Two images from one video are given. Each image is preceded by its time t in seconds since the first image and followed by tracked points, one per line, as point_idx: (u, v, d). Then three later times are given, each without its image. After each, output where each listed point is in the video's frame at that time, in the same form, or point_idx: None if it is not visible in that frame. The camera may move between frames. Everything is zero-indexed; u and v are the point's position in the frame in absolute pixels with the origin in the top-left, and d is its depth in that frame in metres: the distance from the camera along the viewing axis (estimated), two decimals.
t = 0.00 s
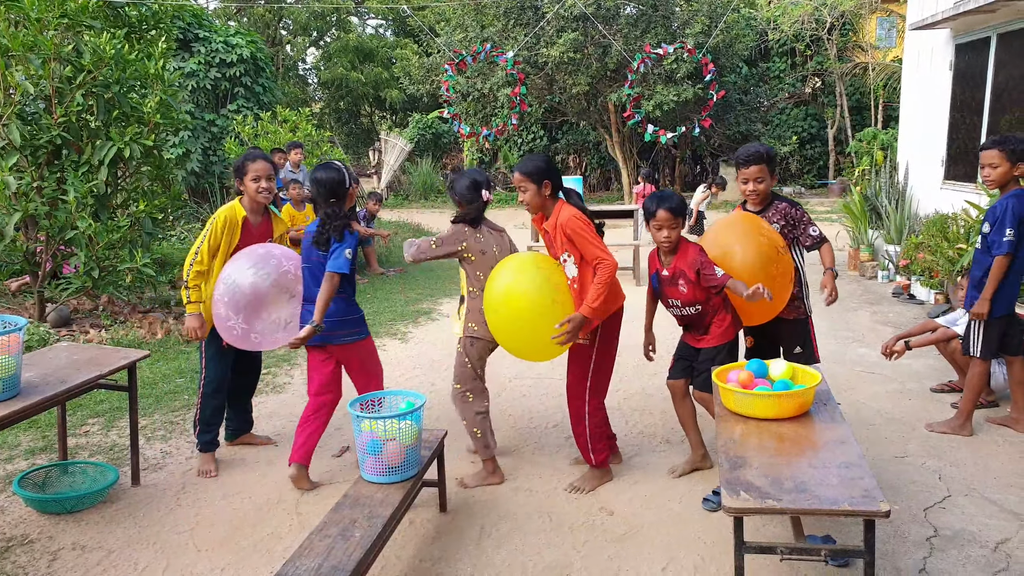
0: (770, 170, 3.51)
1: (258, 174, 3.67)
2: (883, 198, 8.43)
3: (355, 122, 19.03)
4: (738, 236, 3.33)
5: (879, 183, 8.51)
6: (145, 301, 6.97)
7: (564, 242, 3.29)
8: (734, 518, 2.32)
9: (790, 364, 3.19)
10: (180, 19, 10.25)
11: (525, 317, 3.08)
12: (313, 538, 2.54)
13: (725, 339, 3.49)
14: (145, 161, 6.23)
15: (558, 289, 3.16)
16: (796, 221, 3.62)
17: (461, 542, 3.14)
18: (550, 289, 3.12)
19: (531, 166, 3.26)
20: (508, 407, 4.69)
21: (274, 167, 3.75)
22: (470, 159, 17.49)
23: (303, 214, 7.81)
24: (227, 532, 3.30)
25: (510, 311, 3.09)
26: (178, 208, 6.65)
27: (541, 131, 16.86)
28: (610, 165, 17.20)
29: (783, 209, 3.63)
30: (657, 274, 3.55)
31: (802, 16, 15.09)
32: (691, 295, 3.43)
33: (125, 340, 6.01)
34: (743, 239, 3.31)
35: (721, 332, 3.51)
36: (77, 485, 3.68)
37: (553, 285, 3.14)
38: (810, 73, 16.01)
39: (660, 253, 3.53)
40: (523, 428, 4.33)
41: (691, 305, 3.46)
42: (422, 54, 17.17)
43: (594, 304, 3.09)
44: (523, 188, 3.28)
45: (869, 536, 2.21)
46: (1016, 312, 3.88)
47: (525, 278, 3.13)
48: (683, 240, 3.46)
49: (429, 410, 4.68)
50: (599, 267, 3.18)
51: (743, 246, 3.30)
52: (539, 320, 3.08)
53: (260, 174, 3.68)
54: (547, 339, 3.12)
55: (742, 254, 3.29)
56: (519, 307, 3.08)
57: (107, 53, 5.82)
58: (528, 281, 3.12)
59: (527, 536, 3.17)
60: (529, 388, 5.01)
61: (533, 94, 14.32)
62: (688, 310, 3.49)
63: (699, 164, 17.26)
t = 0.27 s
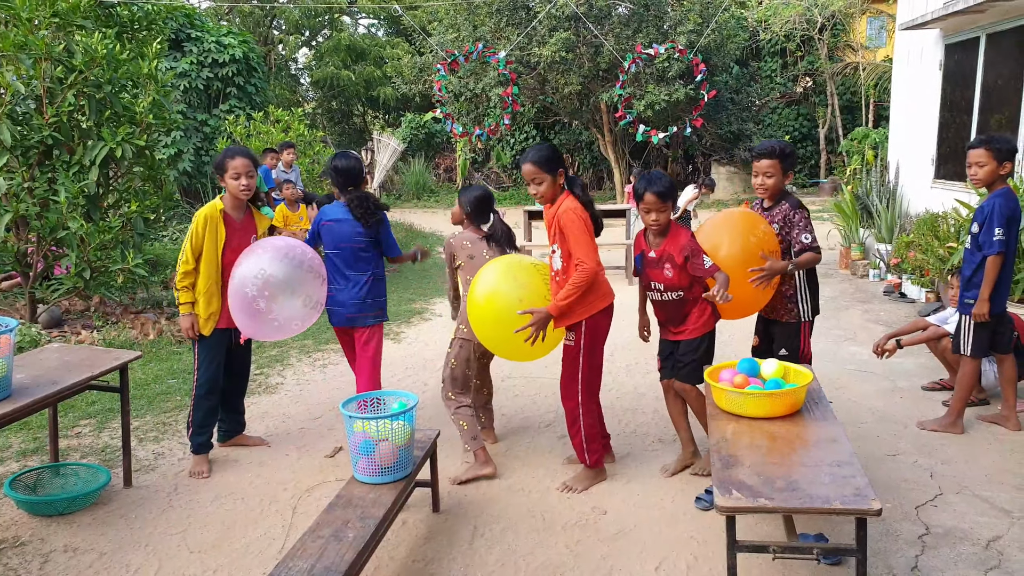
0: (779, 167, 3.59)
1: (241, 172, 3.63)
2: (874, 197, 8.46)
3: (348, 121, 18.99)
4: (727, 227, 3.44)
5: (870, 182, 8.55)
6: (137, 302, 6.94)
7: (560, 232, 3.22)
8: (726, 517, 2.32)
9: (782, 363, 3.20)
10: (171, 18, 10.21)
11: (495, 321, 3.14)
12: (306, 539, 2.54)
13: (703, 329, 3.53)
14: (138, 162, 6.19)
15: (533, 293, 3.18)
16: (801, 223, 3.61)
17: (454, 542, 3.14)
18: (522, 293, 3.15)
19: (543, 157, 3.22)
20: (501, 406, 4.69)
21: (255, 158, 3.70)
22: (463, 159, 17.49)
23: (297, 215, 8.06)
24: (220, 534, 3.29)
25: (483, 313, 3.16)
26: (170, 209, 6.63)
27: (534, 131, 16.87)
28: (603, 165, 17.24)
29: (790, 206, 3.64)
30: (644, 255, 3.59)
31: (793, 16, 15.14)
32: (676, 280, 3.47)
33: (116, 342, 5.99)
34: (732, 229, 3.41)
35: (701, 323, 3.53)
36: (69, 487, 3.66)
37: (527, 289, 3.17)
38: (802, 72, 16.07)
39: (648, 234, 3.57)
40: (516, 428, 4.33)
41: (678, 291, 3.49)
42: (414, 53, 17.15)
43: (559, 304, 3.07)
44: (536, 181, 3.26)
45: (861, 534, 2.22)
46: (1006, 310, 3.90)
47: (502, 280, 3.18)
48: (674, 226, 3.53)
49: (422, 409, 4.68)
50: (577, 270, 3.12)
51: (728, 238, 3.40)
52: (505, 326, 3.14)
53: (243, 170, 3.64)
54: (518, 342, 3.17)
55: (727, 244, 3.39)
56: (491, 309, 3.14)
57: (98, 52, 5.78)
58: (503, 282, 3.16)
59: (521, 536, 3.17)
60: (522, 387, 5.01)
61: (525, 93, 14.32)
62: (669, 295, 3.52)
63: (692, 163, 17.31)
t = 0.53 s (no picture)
0: (814, 169, 3.55)
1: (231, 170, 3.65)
2: (869, 195, 8.49)
3: (343, 121, 18.98)
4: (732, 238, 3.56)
5: (866, 181, 8.58)
6: (132, 303, 6.93)
7: (583, 233, 3.28)
8: (722, 514, 2.33)
9: (777, 360, 3.21)
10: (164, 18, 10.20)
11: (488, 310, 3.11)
12: (302, 537, 2.54)
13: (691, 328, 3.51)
14: (132, 161, 6.19)
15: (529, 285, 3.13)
16: (829, 229, 3.56)
17: (451, 540, 3.15)
18: (519, 285, 3.10)
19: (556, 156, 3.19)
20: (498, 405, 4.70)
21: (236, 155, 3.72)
22: (459, 158, 17.49)
23: (291, 215, 7.78)
24: (217, 533, 3.29)
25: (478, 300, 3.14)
26: (165, 208, 6.62)
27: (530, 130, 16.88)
28: (599, 164, 17.26)
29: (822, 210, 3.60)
30: (643, 246, 3.60)
31: (789, 14, 15.17)
32: (669, 276, 3.48)
33: (112, 342, 5.98)
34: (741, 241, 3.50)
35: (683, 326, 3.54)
36: (65, 487, 3.65)
37: (524, 279, 3.11)
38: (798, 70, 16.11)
39: (647, 227, 3.59)
40: (513, 426, 4.34)
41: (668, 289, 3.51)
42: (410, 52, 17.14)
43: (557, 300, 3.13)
44: (563, 186, 3.27)
45: (856, 530, 2.22)
46: (1000, 307, 3.92)
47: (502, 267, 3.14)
48: (672, 219, 3.51)
49: (418, 408, 4.68)
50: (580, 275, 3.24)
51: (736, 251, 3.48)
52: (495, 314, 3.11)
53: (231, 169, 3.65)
54: (507, 333, 3.14)
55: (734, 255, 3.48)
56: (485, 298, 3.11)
57: (91, 52, 5.77)
58: (502, 270, 3.12)
59: (518, 533, 3.18)
60: (519, 386, 5.01)
61: (521, 92, 14.32)
62: (662, 291, 3.53)
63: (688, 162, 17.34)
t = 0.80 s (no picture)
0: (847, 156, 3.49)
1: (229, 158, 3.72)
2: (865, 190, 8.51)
3: (338, 112, 18.90)
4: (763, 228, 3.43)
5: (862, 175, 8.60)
6: (127, 293, 6.91)
7: (594, 225, 3.37)
8: (716, 504, 2.35)
9: (772, 353, 3.23)
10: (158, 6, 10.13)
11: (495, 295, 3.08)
12: (298, 526, 2.54)
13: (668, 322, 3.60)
14: (125, 151, 6.16)
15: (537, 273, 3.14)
16: (840, 218, 3.46)
17: (446, 530, 3.16)
18: (527, 272, 3.10)
19: (573, 150, 3.21)
20: (493, 396, 4.71)
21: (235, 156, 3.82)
22: (454, 150, 17.46)
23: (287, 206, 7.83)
24: (212, 521, 3.30)
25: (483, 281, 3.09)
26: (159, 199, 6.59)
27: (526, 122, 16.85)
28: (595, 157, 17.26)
29: (844, 196, 3.50)
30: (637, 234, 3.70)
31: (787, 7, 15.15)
32: (654, 266, 3.57)
33: (106, 332, 5.97)
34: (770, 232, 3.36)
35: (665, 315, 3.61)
36: (60, 476, 3.65)
37: (533, 267, 3.13)
38: (795, 64, 16.11)
39: (647, 215, 3.65)
40: (508, 417, 4.35)
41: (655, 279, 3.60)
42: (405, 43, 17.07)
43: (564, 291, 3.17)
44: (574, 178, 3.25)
45: (848, 521, 2.24)
46: (996, 301, 3.94)
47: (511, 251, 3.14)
48: (666, 207, 3.59)
49: (414, 400, 4.68)
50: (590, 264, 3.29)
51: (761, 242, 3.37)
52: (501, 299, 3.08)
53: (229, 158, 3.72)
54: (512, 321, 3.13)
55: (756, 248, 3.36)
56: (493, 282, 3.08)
57: (83, 40, 5.73)
58: (512, 255, 3.12)
59: (513, 523, 3.19)
60: (514, 378, 5.02)
61: (517, 84, 14.28)
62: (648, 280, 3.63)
63: (684, 155, 17.33)
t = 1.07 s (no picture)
0: (891, 138, 3.29)
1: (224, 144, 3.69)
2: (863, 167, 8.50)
3: (331, 100, 18.79)
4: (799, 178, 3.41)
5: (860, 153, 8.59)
6: (125, 285, 6.90)
7: (593, 203, 3.35)
8: (721, 482, 2.36)
9: (774, 331, 3.23)
10: None
11: (505, 276, 3.08)
12: (305, 512, 2.55)
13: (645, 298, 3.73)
14: (119, 143, 6.13)
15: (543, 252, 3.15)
16: (867, 200, 3.28)
17: (452, 514, 3.18)
18: (536, 252, 3.11)
19: (574, 125, 3.22)
20: (495, 381, 4.72)
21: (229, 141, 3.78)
22: (449, 136, 17.39)
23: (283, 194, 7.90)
24: (219, 510, 3.31)
25: (491, 262, 3.09)
26: (156, 190, 6.56)
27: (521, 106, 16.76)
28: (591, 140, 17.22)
29: (877, 178, 3.32)
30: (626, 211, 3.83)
31: None
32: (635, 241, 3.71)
33: (107, 325, 5.98)
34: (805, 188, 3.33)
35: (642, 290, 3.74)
36: (67, 468, 3.66)
37: (540, 247, 3.14)
38: (791, 43, 16.04)
39: (638, 192, 3.76)
40: (511, 402, 4.36)
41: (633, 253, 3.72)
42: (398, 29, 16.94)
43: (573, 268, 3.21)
44: (563, 152, 3.25)
45: (853, 496, 2.25)
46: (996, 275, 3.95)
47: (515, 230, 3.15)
48: (657, 186, 3.70)
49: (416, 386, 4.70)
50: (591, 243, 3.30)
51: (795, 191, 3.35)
52: (511, 280, 3.07)
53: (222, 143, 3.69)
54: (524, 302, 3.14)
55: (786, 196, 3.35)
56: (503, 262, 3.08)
57: (74, 32, 5.68)
58: (517, 233, 3.13)
59: (519, 506, 3.21)
60: (515, 362, 5.03)
61: (511, 68, 14.20)
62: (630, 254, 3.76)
63: (680, 137, 17.29)
